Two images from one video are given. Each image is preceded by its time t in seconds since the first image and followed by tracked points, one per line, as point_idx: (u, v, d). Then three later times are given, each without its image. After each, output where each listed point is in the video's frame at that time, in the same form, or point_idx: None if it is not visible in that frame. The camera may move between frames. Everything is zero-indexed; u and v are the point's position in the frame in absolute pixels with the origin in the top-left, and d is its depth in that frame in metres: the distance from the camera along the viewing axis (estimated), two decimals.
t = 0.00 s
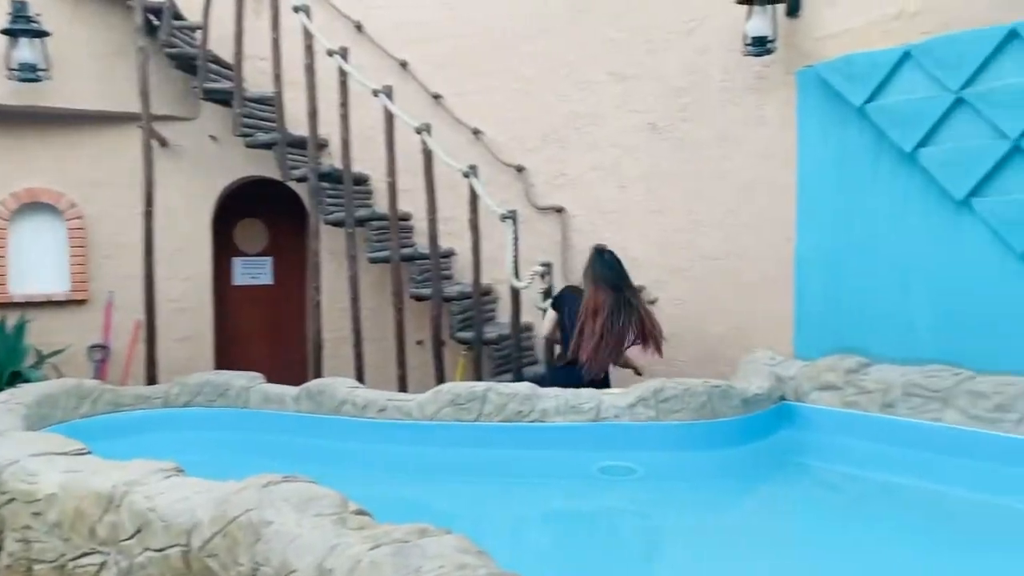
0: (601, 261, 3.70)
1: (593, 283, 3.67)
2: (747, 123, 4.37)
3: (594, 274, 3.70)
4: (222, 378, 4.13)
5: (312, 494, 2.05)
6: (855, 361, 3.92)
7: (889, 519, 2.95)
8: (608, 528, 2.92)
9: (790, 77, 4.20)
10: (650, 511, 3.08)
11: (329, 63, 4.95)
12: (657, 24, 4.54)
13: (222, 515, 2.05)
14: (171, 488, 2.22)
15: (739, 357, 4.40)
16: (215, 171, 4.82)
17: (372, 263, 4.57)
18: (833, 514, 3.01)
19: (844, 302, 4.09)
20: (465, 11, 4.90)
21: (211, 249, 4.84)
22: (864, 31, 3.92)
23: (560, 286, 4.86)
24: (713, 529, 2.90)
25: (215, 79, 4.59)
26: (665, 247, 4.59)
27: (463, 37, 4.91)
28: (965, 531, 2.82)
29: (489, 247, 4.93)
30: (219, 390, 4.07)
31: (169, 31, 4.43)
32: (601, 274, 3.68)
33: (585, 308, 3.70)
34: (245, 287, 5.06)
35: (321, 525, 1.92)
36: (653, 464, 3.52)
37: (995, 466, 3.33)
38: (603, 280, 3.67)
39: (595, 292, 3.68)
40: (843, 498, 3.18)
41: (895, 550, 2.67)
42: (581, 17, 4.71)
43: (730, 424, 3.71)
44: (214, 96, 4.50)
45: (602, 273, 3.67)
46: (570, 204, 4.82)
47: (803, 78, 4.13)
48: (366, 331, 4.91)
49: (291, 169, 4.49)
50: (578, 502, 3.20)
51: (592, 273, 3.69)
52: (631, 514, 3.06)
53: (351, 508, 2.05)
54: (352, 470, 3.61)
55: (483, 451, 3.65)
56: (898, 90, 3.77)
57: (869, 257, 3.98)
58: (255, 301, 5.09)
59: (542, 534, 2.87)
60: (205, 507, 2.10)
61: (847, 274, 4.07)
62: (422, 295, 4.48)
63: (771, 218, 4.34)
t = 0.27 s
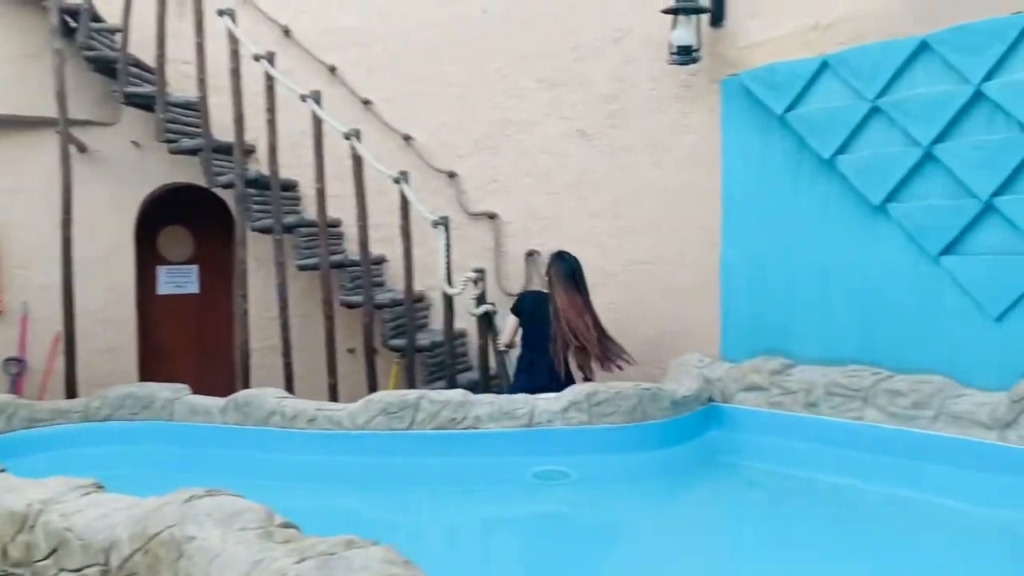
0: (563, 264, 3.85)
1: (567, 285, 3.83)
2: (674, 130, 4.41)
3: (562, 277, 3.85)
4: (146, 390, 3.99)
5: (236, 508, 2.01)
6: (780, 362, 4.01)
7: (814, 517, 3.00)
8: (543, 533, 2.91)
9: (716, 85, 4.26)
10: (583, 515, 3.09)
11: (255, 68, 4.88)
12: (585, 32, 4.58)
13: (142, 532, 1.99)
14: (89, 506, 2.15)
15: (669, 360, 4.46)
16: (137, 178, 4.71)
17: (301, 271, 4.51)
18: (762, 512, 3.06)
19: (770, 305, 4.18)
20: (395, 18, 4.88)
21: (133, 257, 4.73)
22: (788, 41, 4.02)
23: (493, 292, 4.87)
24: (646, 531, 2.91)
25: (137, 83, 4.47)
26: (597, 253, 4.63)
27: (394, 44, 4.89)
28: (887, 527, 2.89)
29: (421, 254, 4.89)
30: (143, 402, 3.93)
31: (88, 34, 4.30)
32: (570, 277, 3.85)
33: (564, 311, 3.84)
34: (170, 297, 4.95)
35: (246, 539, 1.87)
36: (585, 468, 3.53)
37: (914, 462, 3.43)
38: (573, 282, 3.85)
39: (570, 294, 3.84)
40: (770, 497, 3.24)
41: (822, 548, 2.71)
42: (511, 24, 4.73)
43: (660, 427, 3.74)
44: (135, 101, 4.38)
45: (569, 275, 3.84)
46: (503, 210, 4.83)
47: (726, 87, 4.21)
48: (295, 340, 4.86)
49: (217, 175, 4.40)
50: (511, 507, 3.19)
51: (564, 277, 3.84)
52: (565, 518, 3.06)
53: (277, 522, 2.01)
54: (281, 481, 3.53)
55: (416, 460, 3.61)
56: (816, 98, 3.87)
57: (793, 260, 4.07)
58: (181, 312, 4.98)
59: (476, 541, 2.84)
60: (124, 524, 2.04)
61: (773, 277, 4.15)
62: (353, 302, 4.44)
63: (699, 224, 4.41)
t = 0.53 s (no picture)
0: (521, 277, 3.81)
1: (527, 296, 3.80)
2: (617, 151, 4.50)
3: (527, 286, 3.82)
4: (85, 419, 3.88)
5: (177, 539, 1.96)
6: (725, 378, 4.07)
7: (760, 532, 3.04)
8: (492, 554, 2.90)
9: (659, 106, 4.36)
10: (533, 535, 3.08)
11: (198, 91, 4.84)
12: (529, 55, 4.64)
13: (80, 566, 1.93)
14: (24, 540, 2.09)
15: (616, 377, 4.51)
16: (75, 202, 4.63)
17: (245, 294, 4.45)
18: (709, 527, 3.09)
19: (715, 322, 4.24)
20: (340, 40, 4.88)
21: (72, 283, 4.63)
22: (725, 65, 4.12)
23: (439, 312, 4.84)
24: (595, 549, 2.92)
25: (75, 104, 4.39)
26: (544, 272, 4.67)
27: (339, 66, 4.88)
28: (828, 539, 2.94)
29: (367, 275, 4.88)
30: (82, 432, 3.82)
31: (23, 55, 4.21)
32: (529, 289, 3.80)
33: (528, 322, 3.84)
34: (110, 322, 4.87)
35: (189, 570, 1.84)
36: (535, 487, 3.53)
37: (855, 474, 3.48)
38: (530, 294, 3.80)
39: (530, 307, 3.82)
40: (717, 511, 3.28)
41: (769, 561, 2.74)
42: (455, 47, 4.77)
43: (608, 445, 3.77)
44: (73, 123, 4.30)
45: (526, 288, 3.80)
46: (451, 230, 4.84)
47: (667, 110, 4.30)
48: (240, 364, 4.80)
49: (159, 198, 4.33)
50: (461, 530, 3.17)
51: (527, 287, 3.80)
52: (515, 539, 3.05)
53: (220, 551, 1.97)
54: (226, 510, 3.46)
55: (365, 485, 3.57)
56: (754, 121, 3.97)
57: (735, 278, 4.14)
58: (122, 337, 4.90)
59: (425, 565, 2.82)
60: (61, 558, 1.98)
61: (716, 295, 4.22)
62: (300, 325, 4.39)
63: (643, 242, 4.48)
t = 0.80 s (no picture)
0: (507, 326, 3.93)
1: (522, 335, 3.93)
2: (592, 198, 4.51)
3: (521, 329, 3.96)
4: (55, 479, 3.78)
5: None
6: (704, 425, 4.04)
7: None
8: None
9: (631, 155, 4.38)
10: None
11: (174, 144, 4.90)
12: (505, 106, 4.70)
13: None
14: None
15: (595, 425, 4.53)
16: (48, 258, 4.61)
17: (221, 347, 4.39)
18: None
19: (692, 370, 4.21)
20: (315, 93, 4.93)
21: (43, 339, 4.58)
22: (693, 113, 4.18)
23: (418, 362, 4.83)
24: None
25: (49, 159, 4.39)
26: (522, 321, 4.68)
27: (315, 118, 4.94)
28: None
29: (344, 325, 4.86)
30: (52, 491, 3.72)
31: None
32: (517, 335, 3.91)
33: (528, 361, 3.91)
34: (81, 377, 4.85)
35: None
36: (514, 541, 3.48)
37: (835, 520, 3.45)
38: (519, 339, 3.91)
39: (522, 351, 3.91)
40: (697, 561, 3.25)
41: None
42: (431, 99, 4.85)
43: (587, 496, 3.74)
44: (47, 178, 4.29)
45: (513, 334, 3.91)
46: (429, 280, 4.86)
47: (639, 159, 4.33)
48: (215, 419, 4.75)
49: (134, 252, 4.30)
50: None
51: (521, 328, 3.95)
52: None
53: None
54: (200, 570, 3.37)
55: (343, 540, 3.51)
56: (725, 169, 4.02)
57: (711, 325, 4.14)
58: (92, 392, 4.88)
59: None
60: None
61: (692, 342, 4.20)
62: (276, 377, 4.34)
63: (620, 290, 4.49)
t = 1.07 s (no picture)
0: (507, 384, 4.00)
1: (524, 391, 4.01)
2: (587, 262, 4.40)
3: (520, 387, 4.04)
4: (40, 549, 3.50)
5: None
6: (704, 487, 3.86)
7: None
8: None
9: (624, 218, 4.27)
10: None
11: (172, 210, 4.97)
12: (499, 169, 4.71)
13: None
14: None
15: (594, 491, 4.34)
16: (44, 325, 4.67)
17: (215, 413, 4.35)
18: None
19: (690, 431, 4.00)
20: (312, 160, 5.08)
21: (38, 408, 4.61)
22: (683, 177, 4.07)
23: (414, 424, 4.83)
24: None
25: (47, 227, 4.44)
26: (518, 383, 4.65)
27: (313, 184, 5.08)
28: None
29: (339, 388, 4.87)
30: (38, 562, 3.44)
31: None
32: (519, 391, 4.00)
33: (533, 415, 3.96)
34: (75, 444, 4.85)
35: None
36: None
37: None
38: (522, 396, 3.99)
39: (527, 406, 3.97)
40: None
41: None
42: (426, 162, 4.91)
43: (587, 562, 3.64)
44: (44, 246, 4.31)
45: (516, 392, 3.99)
46: (425, 341, 4.86)
47: (632, 220, 4.19)
48: (208, 485, 4.72)
49: (130, 318, 4.31)
50: None
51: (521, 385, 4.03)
52: None
53: None
54: None
55: None
56: (717, 230, 3.91)
57: (707, 385, 3.94)
58: (86, 458, 4.87)
59: None
60: None
61: (689, 403, 4.00)
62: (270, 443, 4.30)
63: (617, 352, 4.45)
